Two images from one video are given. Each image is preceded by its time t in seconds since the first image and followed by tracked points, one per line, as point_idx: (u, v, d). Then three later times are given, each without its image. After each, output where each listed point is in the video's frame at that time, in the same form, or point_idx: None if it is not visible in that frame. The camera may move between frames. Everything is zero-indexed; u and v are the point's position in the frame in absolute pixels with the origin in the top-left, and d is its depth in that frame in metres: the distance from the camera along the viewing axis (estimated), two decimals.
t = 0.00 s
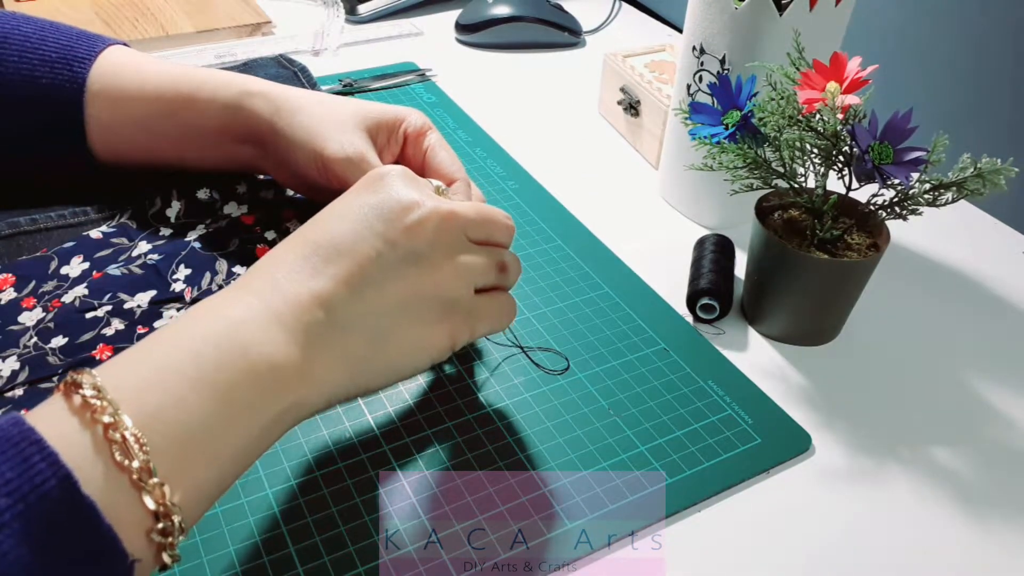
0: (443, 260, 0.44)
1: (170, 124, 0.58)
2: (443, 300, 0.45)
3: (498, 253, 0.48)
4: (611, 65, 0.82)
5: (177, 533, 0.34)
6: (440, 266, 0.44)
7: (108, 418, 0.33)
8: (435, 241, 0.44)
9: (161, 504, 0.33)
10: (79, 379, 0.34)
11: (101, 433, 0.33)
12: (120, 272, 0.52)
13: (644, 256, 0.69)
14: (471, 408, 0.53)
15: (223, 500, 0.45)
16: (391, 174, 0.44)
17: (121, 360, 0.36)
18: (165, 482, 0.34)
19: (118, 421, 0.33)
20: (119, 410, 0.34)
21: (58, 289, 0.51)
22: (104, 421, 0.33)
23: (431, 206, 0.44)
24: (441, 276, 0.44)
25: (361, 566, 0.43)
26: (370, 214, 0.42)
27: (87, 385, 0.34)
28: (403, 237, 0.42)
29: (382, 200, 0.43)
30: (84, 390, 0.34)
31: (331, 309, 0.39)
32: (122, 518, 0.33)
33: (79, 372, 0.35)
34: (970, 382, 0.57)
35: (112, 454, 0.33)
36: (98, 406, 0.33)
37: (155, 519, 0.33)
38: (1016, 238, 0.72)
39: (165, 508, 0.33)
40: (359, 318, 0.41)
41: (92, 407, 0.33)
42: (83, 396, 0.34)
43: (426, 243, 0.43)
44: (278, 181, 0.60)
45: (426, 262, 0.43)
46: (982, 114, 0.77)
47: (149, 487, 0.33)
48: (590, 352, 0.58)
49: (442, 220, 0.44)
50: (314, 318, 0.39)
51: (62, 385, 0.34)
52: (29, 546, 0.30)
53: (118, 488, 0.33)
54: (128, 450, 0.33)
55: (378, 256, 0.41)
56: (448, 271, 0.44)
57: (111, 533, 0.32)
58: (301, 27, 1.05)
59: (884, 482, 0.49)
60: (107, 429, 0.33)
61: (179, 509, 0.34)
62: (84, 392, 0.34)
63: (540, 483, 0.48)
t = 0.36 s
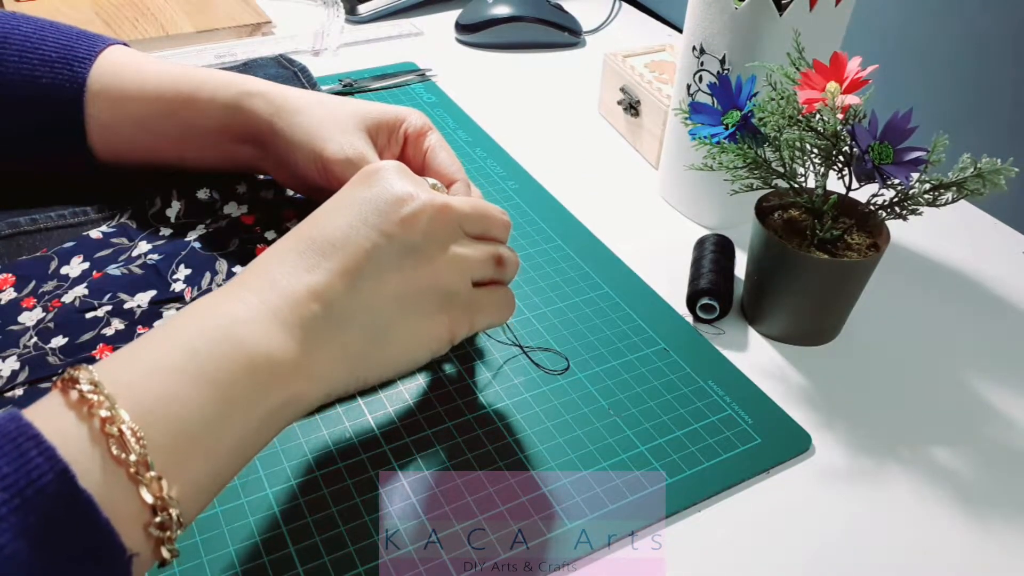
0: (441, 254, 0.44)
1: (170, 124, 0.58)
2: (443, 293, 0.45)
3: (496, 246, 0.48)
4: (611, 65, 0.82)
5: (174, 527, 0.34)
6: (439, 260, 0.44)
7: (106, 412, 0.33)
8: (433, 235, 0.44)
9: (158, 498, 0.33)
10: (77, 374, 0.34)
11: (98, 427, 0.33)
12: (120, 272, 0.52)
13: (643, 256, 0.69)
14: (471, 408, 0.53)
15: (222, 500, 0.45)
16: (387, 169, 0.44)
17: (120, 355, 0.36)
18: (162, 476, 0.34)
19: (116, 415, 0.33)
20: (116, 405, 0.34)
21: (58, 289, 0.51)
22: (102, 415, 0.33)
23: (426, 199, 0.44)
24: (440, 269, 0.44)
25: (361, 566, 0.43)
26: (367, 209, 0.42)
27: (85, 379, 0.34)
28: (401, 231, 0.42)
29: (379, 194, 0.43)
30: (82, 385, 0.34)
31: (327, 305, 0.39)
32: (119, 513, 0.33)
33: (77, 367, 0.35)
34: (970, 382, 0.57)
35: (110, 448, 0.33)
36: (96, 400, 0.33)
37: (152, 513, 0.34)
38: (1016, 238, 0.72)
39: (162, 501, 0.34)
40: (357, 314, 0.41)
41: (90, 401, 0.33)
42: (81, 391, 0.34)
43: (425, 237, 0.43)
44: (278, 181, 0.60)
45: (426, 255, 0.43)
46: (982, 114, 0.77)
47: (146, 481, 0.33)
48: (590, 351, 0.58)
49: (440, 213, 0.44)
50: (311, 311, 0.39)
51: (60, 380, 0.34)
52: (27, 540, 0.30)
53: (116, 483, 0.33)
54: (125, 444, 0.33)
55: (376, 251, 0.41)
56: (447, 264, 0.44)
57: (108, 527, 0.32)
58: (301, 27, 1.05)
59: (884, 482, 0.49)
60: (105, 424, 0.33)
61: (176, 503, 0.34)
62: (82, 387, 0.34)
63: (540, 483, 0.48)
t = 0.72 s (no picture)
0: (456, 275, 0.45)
1: (170, 124, 0.58)
2: (455, 312, 0.45)
3: (507, 262, 0.49)
4: (611, 65, 0.82)
5: (185, 543, 0.34)
6: (453, 279, 0.44)
7: (125, 426, 0.33)
8: (448, 255, 0.44)
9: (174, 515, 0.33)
10: (97, 384, 0.34)
11: (118, 442, 0.33)
12: (120, 272, 0.52)
13: (644, 256, 0.69)
14: (471, 407, 0.53)
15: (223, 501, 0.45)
16: (409, 188, 0.44)
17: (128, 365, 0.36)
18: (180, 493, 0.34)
19: (138, 430, 0.33)
20: (136, 418, 0.34)
21: (58, 289, 0.51)
22: (121, 429, 0.33)
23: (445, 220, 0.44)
24: (454, 290, 0.44)
25: (361, 566, 0.43)
26: (387, 226, 0.42)
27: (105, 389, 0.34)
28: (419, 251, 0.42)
29: (399, 213, 0.43)
30: (101, 396, 0.34)
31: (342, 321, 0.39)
32: (132, 526, 0.33)
33: (96, 376, 0.34)
34: (970, 382, 0.57)
35: (128, 462, 0.33)
36: (115, 413, 0.33)
37: (166, 529, 0.33)
38: (1016, 238, 0.72)
39: (176, 519, 0.34)
40: (371, 332, 0.41)
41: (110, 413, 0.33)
42: (100, 402, 0.33)
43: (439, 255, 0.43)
44: (278, 181, 0.60)
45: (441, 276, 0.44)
46: (982, 114, 0.77)
47: (163, 498, 0.33)
48: (590, 352, 0.58)
49: (455, 234, 0.44)
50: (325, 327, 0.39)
51: (78, 389, 0.34)
52: (35, 546, 0.30)
53: (125, 489, 0.33)
54: (146, 460, 0.33)
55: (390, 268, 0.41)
56: (460, 285, 0.45)
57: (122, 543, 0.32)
58: (301, 27, 1.05)
59: (884, 482, 0.49)
60: (126, 438, 0.33)
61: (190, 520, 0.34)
62: (101, 398, 0.33)
63: (540, 483, 0.48)
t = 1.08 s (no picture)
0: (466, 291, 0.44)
1: (170, 124, 0.58)
2: (463, 328, 0.44)
3: (510, 264, 0.47)
4: (611, 65, 0.82)
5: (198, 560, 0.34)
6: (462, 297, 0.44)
7: (149, 447, 0.33)
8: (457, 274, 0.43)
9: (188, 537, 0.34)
10: (121, 400, 0.34)
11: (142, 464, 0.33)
12: (119, 272, 0.52)
13: (644, 256, 0.69)
14: (471, 407, 0.53)
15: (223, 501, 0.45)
16: (424, 204, 0.42)
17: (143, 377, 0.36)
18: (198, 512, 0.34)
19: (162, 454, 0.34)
20: (160, 439, 0.34)
21: (58, 289, 0.51)
22: (145, 450, 0.33)
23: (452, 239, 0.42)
24: (463, 306, 0.44)
25: (361, 566, 0.43)
26: (394, 247, 0.40)
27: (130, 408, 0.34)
28: (427, 270, 0.42)
29: (407, 231, 0.41)
30: (126, 414, 0.34)
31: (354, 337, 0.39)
32: (148, 544, 0.33)
33: (120, 392, 0.34)
34: (970, 382, 0.57)
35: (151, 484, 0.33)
36: (139, 433, 0.33)
37: (181, 548, 0.34)
38: (1016, 238, 0.72)
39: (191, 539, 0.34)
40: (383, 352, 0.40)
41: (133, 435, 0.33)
42: (125, 420, 0.33)
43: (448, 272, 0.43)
44: (278, 181, 0.60)
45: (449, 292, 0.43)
46: (982, 114, 0.77)
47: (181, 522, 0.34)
48: (589, 352, 0.58)
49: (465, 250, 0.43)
50: (336, 342, 0.38)
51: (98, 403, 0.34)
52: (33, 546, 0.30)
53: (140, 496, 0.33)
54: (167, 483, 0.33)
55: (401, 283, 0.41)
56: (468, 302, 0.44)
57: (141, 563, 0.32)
58: (301, 27, 1.05)
59: (884, 482, 0.49)
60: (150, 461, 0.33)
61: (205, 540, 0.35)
62: (126, 416, 0.33)
63: (540, 483, 0.48)
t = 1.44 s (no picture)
0: (474, 297, 0.43)
1: (170, 124, 0.58)
2: (463, 330, 0.44)
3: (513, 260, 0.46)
4: (611, 65, 0.82)
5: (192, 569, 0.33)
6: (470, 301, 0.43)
7: (159, 460, 0.32)
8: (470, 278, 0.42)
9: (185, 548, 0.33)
10: (130, 406, 0.32)
11: (145, 474, 0.32)
12: (119, 272, 0.52)
13: (644, 256, 0.69)
14: (471, 407, 0.53)
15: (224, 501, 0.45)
16: (446, 208, 0.40)
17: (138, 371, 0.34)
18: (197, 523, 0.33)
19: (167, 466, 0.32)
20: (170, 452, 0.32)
21: (58, 289, 0.51)
22: (155, 463, 0.32)
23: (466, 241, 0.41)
24: (468, 310, 0.43)
25: (361, 566, 0.43)
26: (413, 254, 0.38)
27: (139, 413, 0.32)
28: (446, 275, 0.40)
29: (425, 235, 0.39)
30: (136, 424, 0.32)
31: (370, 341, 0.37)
32: (146, 557, 0.32)
33: (128, 395, 0.32)
34: (970, 382, 0.57)
35: (154, 494, 0.32)
36: (149, 444, 0.32)
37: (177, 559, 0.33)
38: (1016, 237, 0.72)
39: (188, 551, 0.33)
40: (393, 358, 0.39)
41: (137, 442, 0.32)
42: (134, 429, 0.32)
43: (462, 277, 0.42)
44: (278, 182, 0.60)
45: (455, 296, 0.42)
46: (982, 114, 0.77)
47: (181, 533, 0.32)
48: (590, 352, 0.58)
49: (481, 259, 0.43)
50: (354, 346, 0.36)
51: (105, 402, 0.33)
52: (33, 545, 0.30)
53: (140, 504, 0.32)
54: (169, 494, 0.32)
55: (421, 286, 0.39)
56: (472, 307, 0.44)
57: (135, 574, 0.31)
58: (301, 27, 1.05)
59: (884, 482, 0.49)
60: (154, 471, 0.32)
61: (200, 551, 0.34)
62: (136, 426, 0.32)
63: (540, 483, 0.48)
